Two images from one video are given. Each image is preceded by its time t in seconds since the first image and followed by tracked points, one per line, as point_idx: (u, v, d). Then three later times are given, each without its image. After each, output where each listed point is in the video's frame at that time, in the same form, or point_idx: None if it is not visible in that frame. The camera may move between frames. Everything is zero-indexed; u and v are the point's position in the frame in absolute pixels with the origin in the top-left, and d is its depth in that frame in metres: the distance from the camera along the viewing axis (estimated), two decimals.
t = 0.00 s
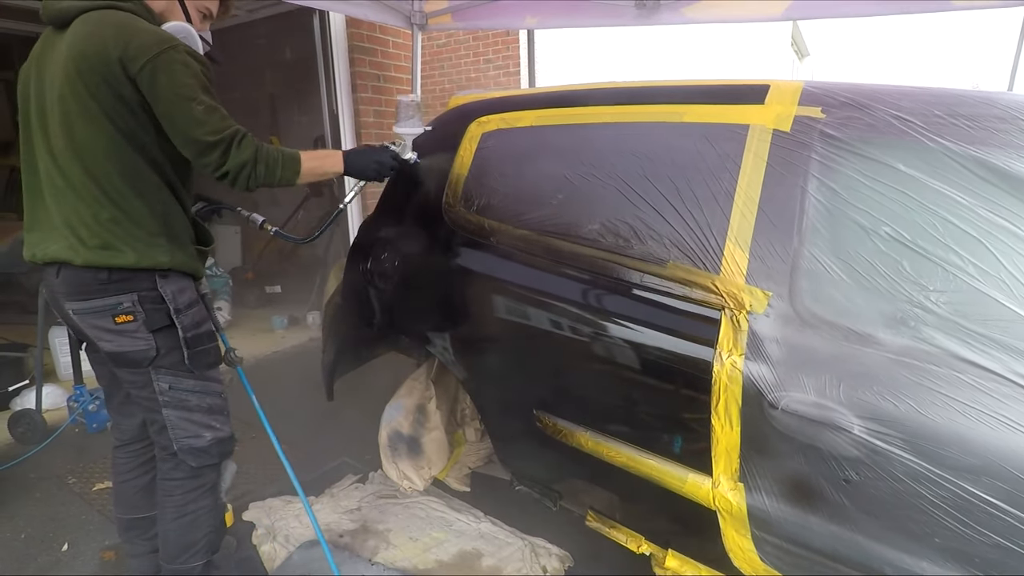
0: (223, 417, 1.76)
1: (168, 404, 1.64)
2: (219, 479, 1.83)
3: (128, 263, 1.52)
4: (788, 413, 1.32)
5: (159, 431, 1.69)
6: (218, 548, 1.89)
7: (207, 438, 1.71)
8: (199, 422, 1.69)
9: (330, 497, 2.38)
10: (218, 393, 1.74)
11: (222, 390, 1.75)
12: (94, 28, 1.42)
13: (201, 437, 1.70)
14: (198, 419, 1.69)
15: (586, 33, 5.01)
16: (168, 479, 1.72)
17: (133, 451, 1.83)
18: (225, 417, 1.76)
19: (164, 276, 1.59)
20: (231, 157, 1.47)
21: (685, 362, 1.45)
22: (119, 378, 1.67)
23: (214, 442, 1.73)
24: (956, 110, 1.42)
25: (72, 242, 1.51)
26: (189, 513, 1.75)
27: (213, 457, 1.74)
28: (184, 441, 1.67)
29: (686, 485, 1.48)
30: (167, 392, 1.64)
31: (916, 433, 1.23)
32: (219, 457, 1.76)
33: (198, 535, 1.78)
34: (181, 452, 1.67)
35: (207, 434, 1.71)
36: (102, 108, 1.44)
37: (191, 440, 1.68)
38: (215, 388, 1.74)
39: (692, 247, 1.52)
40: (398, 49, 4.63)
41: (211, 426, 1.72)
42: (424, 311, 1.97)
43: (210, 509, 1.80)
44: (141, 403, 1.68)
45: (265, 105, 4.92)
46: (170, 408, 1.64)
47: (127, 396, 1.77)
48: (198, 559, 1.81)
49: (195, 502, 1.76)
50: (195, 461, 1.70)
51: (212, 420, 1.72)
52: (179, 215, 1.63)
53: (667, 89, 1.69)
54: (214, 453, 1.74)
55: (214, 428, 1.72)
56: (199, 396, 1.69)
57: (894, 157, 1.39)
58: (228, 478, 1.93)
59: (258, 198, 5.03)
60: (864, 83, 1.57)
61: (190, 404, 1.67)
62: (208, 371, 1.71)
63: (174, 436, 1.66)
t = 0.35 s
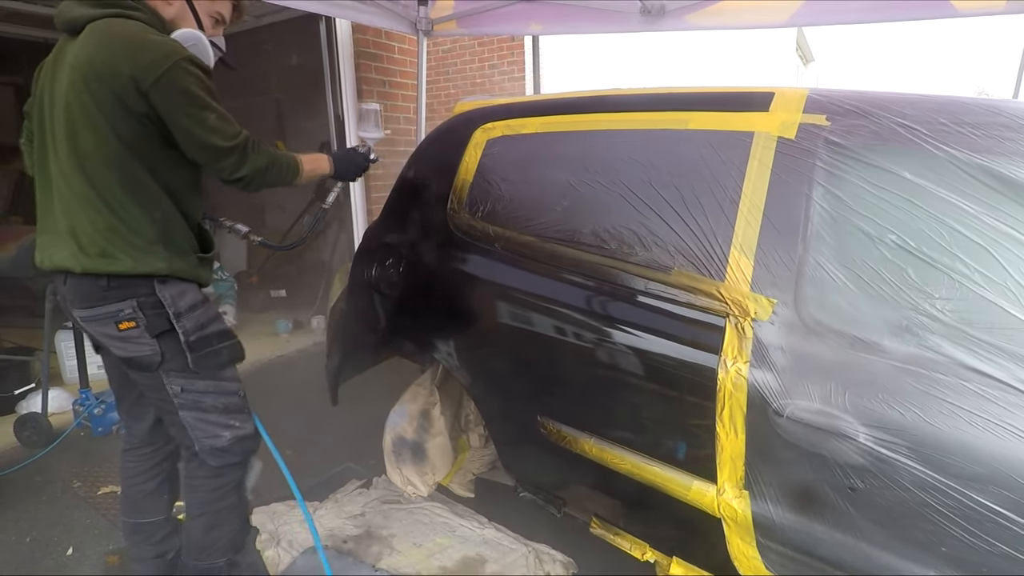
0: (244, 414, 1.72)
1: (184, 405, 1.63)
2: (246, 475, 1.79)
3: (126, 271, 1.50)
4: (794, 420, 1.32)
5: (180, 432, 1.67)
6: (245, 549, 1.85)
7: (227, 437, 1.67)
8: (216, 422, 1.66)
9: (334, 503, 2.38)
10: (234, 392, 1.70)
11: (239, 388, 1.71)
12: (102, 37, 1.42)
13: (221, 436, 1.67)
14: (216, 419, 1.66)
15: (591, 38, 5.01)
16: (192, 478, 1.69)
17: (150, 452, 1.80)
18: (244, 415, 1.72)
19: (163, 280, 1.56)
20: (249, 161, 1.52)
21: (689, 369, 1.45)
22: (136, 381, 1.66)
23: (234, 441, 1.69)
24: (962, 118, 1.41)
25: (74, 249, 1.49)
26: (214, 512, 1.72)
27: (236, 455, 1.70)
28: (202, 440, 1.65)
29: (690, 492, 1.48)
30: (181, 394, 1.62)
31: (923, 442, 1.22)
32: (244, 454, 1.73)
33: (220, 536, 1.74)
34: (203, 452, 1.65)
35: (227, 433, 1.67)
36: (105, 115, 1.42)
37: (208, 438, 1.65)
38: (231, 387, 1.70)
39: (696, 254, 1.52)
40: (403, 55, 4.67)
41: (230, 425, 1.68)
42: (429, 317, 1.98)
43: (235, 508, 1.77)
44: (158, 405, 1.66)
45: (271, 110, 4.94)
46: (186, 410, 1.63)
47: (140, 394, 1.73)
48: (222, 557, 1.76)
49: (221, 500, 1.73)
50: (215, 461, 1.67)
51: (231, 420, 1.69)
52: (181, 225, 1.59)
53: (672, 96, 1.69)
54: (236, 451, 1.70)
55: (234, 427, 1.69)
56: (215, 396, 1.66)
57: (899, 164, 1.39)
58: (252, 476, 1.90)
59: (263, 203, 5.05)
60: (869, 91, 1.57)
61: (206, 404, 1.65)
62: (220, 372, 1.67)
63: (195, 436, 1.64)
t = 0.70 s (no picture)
0: (259, 434, 1.68)
1: (205, 422, 1.57)
2: (257, 497, 1.74)
3: (164, 281, 1.45)
4: (796, 423, 1.32)
5: (195, 450, 1.62)
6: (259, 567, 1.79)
7: (244, 455, 1.63)
8: (234, 440, 1.62)
9: (338, 508, 2.39)
10: (254, 410, 1.66)
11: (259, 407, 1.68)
12: (122, 39, 1.36)
13: (237, 455, 1.62)
14: (234, 437, 1.61)
15: (591, 43, 5.04)
16: (204, 500, 1.64)
17: (160, 464, 1.79)
18: (262, 435, 1.68)
19: (200, 291, 1.52)
20: (260, 160, 1.41)
21: (690, 371, 1.46)
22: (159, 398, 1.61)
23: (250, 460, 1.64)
24: (961, 121, 1.42)
25: (109, 260, 1.45)
26: (228, 534, 1.67)
27: (251, 476, 1.66)
28: (219, 459, 1.60)
29: (694, 495, 1.48)
30: (204, 410, 1.56)
31: (924, 444, 1.23)
32: (256, 475, 1.68)
33: (239, 554, 1.70)
34: (218, 472, 1.60)
35: (244, 452, 1.63)
36: (132, 118, 1.37)
37: (224, 457, 1.60)
38: (253, 405, 1.66)
39: (698, 257, 1.53)
40: (404, 60, 4.69)
41: (247, 444, 1.64)
42: (431, 322, 1.99)
43: (250, 529, 1.72)
44: (176, 421, 1.60)
45: (274, 116, 4.96)
46: (207, 427, 1.57)
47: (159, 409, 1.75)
48: None
49: (235, 521, 1.68)
50: (232, 481, 1.62)
51: (249, 439, 1.64)
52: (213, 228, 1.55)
53: (673, 101, 1.70)
54: (252, 472, 1.65)
55: (251, 446, 1.65)
56: (237, 413, 1.61)
57: (898, 167, 1.40)
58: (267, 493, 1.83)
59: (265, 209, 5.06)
60: (869, 95, 1.58)
61: (227, 422, 1.60)
62: (246, 389, 1.63)
63: (209, 455, 1.59)
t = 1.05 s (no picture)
0: (258, 438, 1.67)
1: (202, 426, 1.56)
2: (254, 500, 1.73)
3: (162, 284, 1.45)
4: (794, 425, 1.33)
5: (193, 454, 1.62)
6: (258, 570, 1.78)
7: (241, 459, 1.61)
8: (232, 444, 1.60)
9: (337, 511, 2.39)
10: (254, 413, 1.65)
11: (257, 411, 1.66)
12: (119, 41, 1.37)
13: (235, 460, 1.61)
14: (233, 441, 1.60)
15: (589, 45, 5.06)
16: (201, 504, 1.63)
17: (159, 469, 1.79)
18: (259, 437, 1.67)
19: (199, 294, 1.52)
20: (262, 159, 1.44)
21: (687, 373, 1.46)
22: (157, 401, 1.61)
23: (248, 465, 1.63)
24: (957, 124, 1.43)
25: (108, 264, 1.45)
26: (226, 538, 1.66)
27: (247, 480, 1.64)
28: (217, 463, 1.58)
29: (692, 497, 1.48)
30: (201, 415, 1.55)
31: (922, 446, 1.23)
32: (254, 479, 1.68)
33: (236, 560, 1.68)
34: (216, 476, 1.58)
35: (242, 457, 1.62)
36: (132, 121, 1.38)
37: (222, 461, 1.59)
38: (251, 409, 1.64)
39: (696, 260, 1.53)
40: (403, 62, 4.70)
41: (245, 448, 1.63)
42: (430, 324, 1.99)
43: (247, 534, 1.71)
44: (174, 425, 1.61)
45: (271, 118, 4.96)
46: (204, 431, 1.56)
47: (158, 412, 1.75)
48: None
49: (231, 526, 1.67)
50: (227, 485, 1.60)
51: (247, 442, 1.63)
52: (212, 232, 1.55)
53: (670, 103, 1.71)
54: (248, 476, 1.64)
55: (249, 450, 1.63)
56: (235, 417, 1.60)
57: (895, 169, 1.40)
58: (265, 497, 1.83)
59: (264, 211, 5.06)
60: (866, 97, 1.59)
61: (225, 426, 1.59)
62: (243, 393, 1.61)
63: (207, 458, 1.58)
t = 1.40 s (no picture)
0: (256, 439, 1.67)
1: (201, 426, 1.56)
2: (253, 500, 1.73)
3: (160, 284, 1.44)
4: (792, 429, 1.33)
5: (189, 456, 1.61)
6: (254, 571, 1.78)
7: (240, 460, 1.62)
8: (232, 445, 1.60)
9: (334, 512, 2.39)
10: (252, 413, 1.64)
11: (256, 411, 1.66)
12: (119, 37, 1.36)
13: (234, 460, 1.61)
14: (232, 441, 1.60)
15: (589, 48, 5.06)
16: (200, 504, 1.62)
17: (157, 469, 1.78)
18: (258, 439, 1.67)
19: (198, 294, 1.52)
20: (270, 151, 1.46)
21: (686, 376, 1.46)
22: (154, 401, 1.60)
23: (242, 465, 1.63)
24: (957, 130, 1.43)
25: (106, 263, 1.44)
26: (225, 538, 1.65)
27: (247, 480, 1.65)
28: (215, 464, 1.58)
29: (690, 501, 1.48)
30: (201, 415, 1.55)
31: (920, 451, 1.23)
32: (253, 479, 1.68)
33: (234, 561, 1.68)
34: (215, 476, 1.58)
35: (241, 457, 1.62)
36: (132, 118, 1.37)
37: (219, 462, 1.58)
38: (250, 409, 1.64)
39: (696, 264, 1.53)
40: (403, 63, 4.71)
41: (244, 448, 1.63)
42: (429, 326, 1.99)
43: (245, 534, 1.70)
44: (171, 425, 1.60)
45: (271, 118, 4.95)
46: (204, 431, 1.56)
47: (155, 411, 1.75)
48: None
49: (230, 526, 1.66)
50: (227, 486, 1.61)
51: (246, 443, 1.63)
52: (210, 232, 1.54)
53: (670, 107, 1.71)
54: (248, 476, 1.65)
55: (248, 451, 1.64)
56: (234, 418, 1.60)
57: (895, 175, 1.41)
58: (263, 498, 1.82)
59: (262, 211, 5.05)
60: (866, 102, 1.59)
61: (224, 427, 1.58)
62: (242, 393, 1.61)
63: (207, 459, 1.58)
